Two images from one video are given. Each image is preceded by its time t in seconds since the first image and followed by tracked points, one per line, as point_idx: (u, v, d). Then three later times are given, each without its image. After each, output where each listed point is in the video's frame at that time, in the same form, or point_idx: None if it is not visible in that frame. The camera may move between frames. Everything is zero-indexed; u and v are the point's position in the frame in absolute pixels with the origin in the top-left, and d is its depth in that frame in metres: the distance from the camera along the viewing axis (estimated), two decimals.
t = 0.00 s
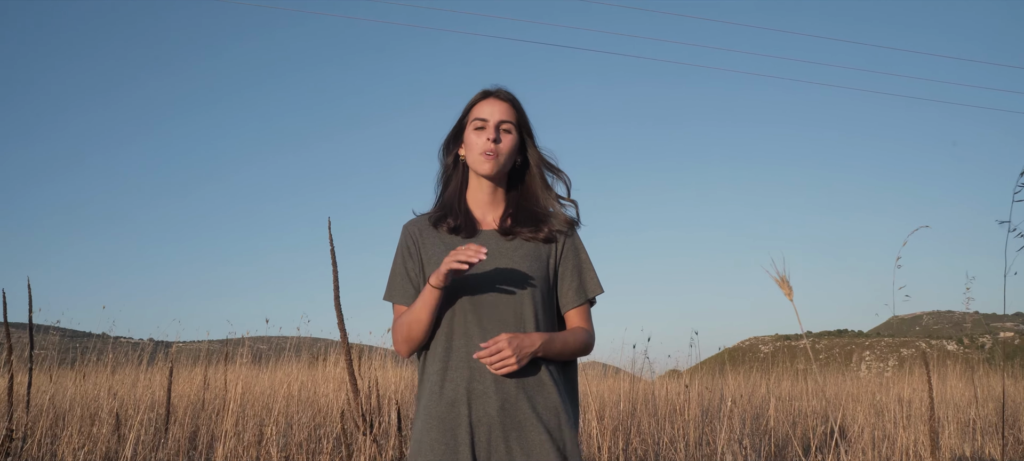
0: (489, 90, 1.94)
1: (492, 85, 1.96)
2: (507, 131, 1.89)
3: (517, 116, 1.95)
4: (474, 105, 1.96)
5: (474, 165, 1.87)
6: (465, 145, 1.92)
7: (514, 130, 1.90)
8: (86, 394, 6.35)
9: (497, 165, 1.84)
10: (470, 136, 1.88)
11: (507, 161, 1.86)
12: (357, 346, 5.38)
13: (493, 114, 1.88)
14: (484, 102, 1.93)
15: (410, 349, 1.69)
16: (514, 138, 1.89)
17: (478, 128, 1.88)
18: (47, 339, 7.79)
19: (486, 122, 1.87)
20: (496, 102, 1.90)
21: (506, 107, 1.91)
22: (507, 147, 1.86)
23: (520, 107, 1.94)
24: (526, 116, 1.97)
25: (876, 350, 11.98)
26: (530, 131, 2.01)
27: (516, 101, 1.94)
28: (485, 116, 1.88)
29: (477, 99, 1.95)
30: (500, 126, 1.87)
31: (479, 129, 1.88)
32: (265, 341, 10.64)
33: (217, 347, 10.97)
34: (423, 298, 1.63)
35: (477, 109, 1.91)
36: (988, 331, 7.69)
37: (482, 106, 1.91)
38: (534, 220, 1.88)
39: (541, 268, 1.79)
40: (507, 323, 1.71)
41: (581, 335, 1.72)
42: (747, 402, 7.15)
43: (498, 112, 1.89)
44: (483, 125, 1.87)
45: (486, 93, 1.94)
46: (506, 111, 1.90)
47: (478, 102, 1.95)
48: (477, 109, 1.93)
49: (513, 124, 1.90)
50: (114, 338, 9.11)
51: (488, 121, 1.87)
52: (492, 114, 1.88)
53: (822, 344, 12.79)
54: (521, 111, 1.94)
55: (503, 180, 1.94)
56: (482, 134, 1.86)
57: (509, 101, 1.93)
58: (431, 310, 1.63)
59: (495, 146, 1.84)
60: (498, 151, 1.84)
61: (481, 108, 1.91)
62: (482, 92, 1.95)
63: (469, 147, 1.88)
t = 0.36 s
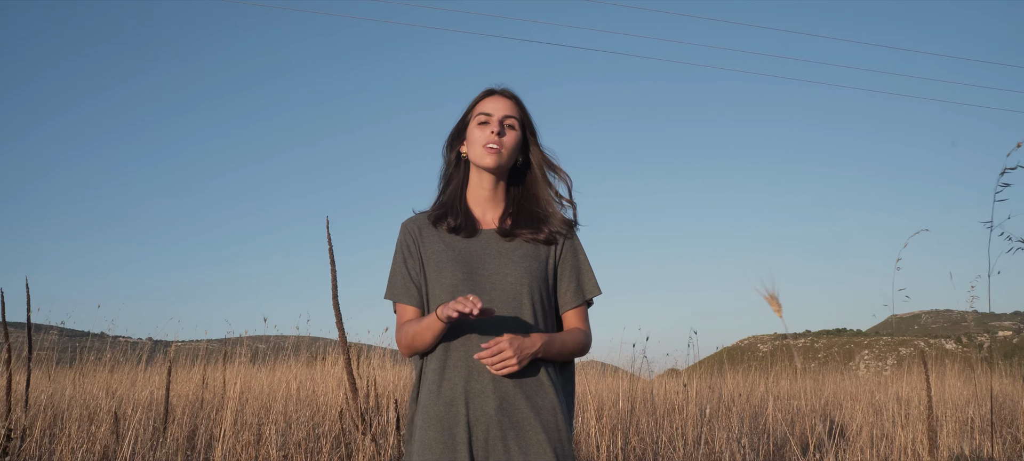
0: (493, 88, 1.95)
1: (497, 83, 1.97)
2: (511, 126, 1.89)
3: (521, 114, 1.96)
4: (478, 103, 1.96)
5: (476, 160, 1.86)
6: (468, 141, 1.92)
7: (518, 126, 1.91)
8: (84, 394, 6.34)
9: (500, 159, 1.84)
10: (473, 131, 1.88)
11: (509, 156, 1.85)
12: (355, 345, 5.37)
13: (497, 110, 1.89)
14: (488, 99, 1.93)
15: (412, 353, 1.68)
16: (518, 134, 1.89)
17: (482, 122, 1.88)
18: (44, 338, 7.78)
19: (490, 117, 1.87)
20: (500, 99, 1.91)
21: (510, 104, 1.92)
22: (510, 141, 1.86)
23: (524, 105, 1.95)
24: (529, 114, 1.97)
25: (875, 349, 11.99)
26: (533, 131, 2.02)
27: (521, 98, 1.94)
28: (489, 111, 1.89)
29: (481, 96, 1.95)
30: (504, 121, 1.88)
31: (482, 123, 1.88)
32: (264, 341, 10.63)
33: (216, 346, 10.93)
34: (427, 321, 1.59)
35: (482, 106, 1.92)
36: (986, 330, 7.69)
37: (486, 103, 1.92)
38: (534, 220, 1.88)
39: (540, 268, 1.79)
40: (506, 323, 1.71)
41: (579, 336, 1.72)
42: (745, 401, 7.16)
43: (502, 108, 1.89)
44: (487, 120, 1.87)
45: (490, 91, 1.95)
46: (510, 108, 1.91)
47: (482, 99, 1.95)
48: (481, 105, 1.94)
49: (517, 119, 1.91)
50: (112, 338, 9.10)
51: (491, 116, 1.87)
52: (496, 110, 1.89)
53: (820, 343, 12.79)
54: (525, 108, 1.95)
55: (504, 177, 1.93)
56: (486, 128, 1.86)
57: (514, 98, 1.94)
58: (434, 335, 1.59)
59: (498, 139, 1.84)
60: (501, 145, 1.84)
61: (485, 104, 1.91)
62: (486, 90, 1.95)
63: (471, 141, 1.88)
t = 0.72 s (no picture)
0: (494, 87, 1.96)
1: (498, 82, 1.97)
2: (511, 125, 1.89)
3: (521, 113, 1.96)
4: (479, 101, 1.96)
5: (477, 157, 1.86)
6: (468, 139, 1.92)
7: (518, 124, 1.91)
8: (84, 393, 6.34)
9: (499, 157, 1.83)
10: (473, 129, 1.88)
11: (509, 154, 1.85)
12: (355, 345, 5.38)
13: (497, 107, 1.89)
14: (489, 97, 1.93)
15: (418, 346, 1.67)
16: (518, 132, 1.89)
17: (482, 120, 1.88)
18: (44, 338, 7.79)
19: (491, 115, 1.87)
20: (501, 97, 1.91)
21: (511, 103, 1.92)
22: (511, 139, 1.86)
23: (524, 104, 1.95)
24: (529, 113, 1.97)
25: (875, 349, 11.98)
26: (533, 130, 2.02)
27: (521, 97, 1.95)
28: (489, 109, 1.89)
29: (482, 94, 1.95)
30: (504, 120, 1.88)
31: (483, 121, 1.88)
32: (264, 340, 10.63)
33: (216, 345, 10.94)
34: (432, 314, 1.58)
35: (482, 104, 1.92)
36: (987, 330, 7.69)
37: (487, 101, 1.92)
38: (533, 220, 1.87)
39: (539, 268, 1.79)
40: (505, 323, 1.71)
41: (578, 336, 1.72)
42: (746, 400, 7.15)
43: (503, 106, 1.90)
44: (488, 118, 1.87)
45: (490, 90, 1.95)
46: (511, 106, 1.91)
47: (483, 97, 1.96)
48: (482, 103, 1.94)
49: (517, 118, 1.91)
50: (113, 337, 9.11)
51: (492, 114, 1.87)
52: (497, 108, 1.88)
53: (821, 343, 12.79)
54: (525, 107, 1.95)
55: (503, 176, 1.93)
56: (486, 126, 1.86)
57: (514, 97, 1.94)
58: (439, 328, 1.58)
59: (498, 137, 1.84)
60: (501, 142, 1.84)
61: (486, 102, 1.92)
62: (487, 88, 1.96)
63: (471, 139, 1.88)
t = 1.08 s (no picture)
0: (490, 86, 1.95)
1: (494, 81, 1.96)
2: (507, 123, 1.88)
3: (518, 112, 1.95)
4: (474, 100, 1.96)
5: (473, 156, 1.85)
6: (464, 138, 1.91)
7: (514, 123, 1.90)
8: (84, 393, 6.34)
9: (496, 156, 1.83)
10: (469, 127, 1.87)
11: (505, 153, 1.85)
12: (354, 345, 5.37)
13: (493, 106, 1.88)
14: (484, 96, 1.93)
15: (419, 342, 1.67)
16: (514, 131, 1.88)
17: (478, 119, 1.87)
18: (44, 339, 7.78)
19: (487, 114, 1.87)
20: (497, 96, 1.91)
21: (506, 102, 1.91)
22: (507, 138, 1.85)
23: (520, 103, 1.95)
24: (526, 112, 1.97)
25: (875, 349, 11.97)
26: (530, 129, 2.01)
27: (517, 96, 1.94)
28: (485, 108, 1.88)
29: (478, 93, 1.95)
30: (500, 118, 1.87)
31: (479, 120, 1.87)
32: (264, 340, 10.62)
33: (216, 345, 10.94)
34: (435, 317, 1.56)
35: (478, 103, 1.91)
36: (987, 329, 7.68)
37: (483, 100, 1.91)
38: (531, 219, 1.87)
39: (538, 268, 1.78)
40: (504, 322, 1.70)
41: (576, 335, 1.72)
42: (745, 400, 7.15)
43: (499, 105, 1.89)
44: (484, 117, 1.87)
45: (486, 89, 1.95)
46: (507, 105, 1.91)
47: (479, 96, 1.95)
48: (477, 103, 1.93)
49: (513, 117, 1.90)
50: (113, 338, 9.11)
51: (488, 113, 1.87)
52: (492, 107, 1.88)
53: (821, 343, 12.79)
54: (521, 106, 1.94)
55: (500, 175, 1.92)
56: (482, 125, 1.86)
57: (510, 96, 1.93)
58: (439, 332, 1.57)
59: (495, 136, 1.83)
60: (498, 141, 1.83)
61: (482, 101, 1.91)
62: (483, 87, 1.95)
63: (467, 138, 1.87)
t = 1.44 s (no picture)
0: (483, 83, 1.95)
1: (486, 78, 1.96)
2: (502, 120, 1.88)
3: (512, 108, 1.95)
4: (469, 98, 1.96)
5: (468, 153, 1.85)
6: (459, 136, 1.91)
7: (509, 120, 1.90)
8: (85, 392, 6.34)
9: (491, 152, 1.83)
10: (464, 126, 1.87)
11: (500, 149, 1.84)
12: (355, 344, 5.39)
13: (487, 103, 1.88)
14: (478, 93, 1.93)
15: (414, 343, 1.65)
16: (509, 127, 1.88)
17: (472, 117, 1.87)
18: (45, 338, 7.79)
19: (481, 111, 1.86)
20: (490, 93, 1.90)
21: (500, 98, 1.91)
22: (503, 135, 1.85)
23: (515, 99, 1.94)
24: (521, 108, 1.96)
25: (875, 348, 11.97)
26: (526, 125, 2.01)
27: (511, 92, 1.94)
28: (480, 105, 1.88)
29: (472, 91, 1.94)
30: (495, 115, 1.87)
31: (473, 118, 1.87)
32: (264, 339, 10.62)
33: (216, 344, 10.94)
34: (435, 310, 1.56)
35: (472, 101, 1.91)
36: (986, 329, 7.68)
37: (477, 98, 1.91)
38: (530, 216, 1.87)
39: (537, 265, 1.78)
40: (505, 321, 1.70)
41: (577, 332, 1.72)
42: (745, 399, 7.16)
43: (493, 102, 1.89)
44: (478, 114, 1.87)
45: (479, 86, 1.94)
46: (501, 101, 1.90)
47: (473, 94, 1.95)
48: (472, 100, 1.93)
49: (508, 113, 1.90)
50: (114, 337, 9.12)
51: (482, 110, 1.86)
52: (487, 103, 1.88)
53: (821, 342, 12.80)
54: (516, 103, 1.94)
55: (498, 172, 1.92)
56: (477, 122, 1.85)
57: (504, 92, 1.93)
58: (440, 325, 1.56)
59: (489, 132, 1.83)
60: (494, 138, 1.83)
61: (476, 99, 1.91)
62: (476, 85, 1.95)
63: (463, 137, 1.87)
